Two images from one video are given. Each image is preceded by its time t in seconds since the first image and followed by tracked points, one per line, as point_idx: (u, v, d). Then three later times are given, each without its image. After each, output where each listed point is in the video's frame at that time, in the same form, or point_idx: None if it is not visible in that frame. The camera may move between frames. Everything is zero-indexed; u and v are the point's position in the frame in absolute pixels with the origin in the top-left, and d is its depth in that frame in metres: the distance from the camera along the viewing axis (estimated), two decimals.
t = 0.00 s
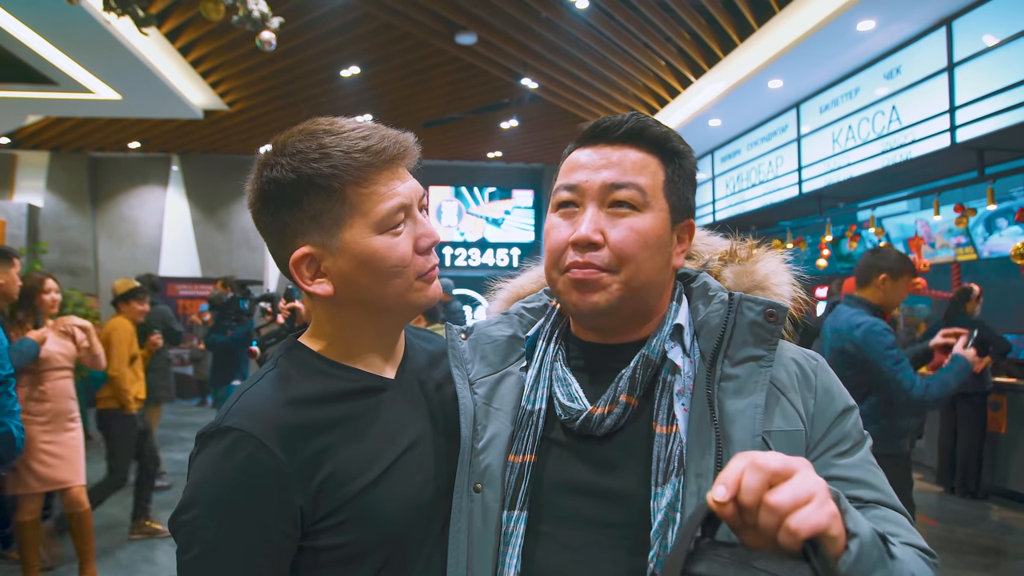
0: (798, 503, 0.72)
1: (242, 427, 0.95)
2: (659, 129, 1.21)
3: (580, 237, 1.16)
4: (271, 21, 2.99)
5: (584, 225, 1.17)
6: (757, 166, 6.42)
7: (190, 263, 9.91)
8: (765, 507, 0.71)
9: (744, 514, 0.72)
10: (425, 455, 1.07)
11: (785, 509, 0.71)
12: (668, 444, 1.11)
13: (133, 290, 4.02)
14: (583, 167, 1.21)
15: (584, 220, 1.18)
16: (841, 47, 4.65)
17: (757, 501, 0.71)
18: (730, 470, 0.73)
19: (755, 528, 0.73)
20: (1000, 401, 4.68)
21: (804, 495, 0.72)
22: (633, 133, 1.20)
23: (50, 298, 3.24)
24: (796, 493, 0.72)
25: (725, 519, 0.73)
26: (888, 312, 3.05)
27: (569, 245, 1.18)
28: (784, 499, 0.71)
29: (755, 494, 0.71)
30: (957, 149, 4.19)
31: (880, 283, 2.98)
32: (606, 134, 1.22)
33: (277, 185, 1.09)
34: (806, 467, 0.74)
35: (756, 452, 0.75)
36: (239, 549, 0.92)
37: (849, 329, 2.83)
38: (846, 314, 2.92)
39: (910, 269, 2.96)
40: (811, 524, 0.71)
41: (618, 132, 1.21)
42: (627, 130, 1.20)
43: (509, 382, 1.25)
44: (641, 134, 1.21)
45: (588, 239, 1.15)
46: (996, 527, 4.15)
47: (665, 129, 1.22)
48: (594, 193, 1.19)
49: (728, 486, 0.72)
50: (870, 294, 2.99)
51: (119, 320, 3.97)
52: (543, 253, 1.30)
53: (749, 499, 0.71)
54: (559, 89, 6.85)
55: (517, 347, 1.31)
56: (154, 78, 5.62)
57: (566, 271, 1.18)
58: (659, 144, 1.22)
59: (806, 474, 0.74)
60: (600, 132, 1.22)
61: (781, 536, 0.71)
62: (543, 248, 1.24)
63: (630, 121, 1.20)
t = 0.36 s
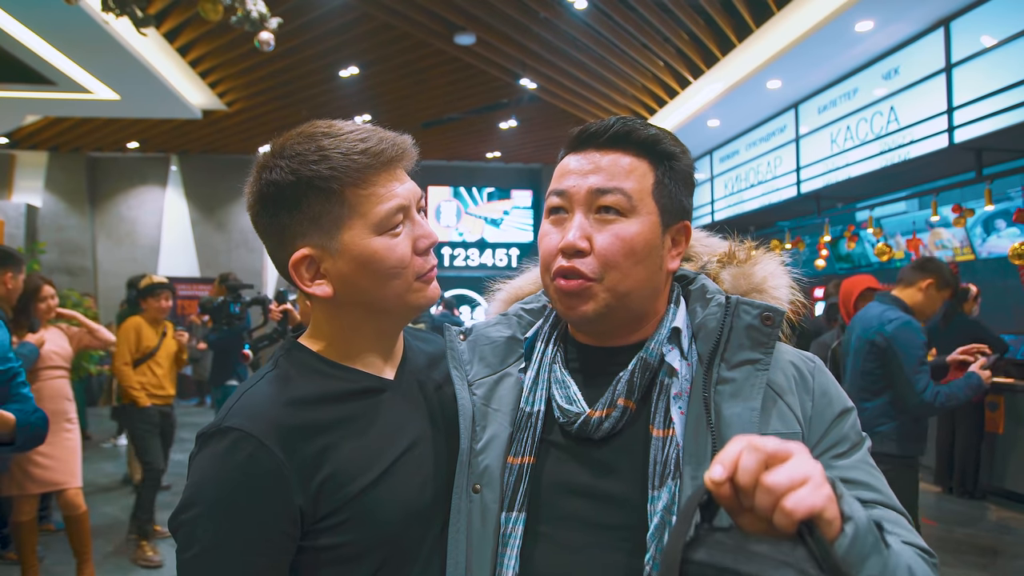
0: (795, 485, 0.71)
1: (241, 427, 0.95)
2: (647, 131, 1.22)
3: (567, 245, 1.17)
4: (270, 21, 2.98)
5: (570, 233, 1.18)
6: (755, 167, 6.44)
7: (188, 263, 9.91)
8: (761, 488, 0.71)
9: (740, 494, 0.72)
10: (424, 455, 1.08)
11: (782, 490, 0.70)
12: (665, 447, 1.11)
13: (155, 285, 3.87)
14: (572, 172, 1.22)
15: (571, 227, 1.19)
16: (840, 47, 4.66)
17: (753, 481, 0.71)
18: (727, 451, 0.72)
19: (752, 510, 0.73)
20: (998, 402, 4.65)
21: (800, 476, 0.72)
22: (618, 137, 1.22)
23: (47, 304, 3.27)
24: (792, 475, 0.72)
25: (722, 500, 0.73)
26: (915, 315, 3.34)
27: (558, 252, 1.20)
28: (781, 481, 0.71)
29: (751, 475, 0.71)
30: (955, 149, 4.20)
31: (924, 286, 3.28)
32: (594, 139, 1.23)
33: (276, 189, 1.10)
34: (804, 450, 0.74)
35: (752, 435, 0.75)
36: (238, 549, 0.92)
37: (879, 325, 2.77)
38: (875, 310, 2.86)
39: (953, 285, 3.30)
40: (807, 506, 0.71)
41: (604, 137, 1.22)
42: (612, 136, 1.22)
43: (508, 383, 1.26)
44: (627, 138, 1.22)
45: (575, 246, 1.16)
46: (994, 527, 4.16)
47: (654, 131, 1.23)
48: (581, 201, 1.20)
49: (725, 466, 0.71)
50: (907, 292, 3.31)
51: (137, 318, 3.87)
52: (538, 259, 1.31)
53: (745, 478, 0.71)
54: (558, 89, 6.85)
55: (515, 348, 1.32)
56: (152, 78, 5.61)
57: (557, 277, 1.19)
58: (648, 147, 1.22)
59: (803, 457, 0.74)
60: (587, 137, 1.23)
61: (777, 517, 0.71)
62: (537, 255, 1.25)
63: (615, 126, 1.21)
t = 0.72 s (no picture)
0: (803, 542, 0.71)
1: (245, 429, 0.95)
2: (660, 130, 1.22)
3: (579, 240, 1.17)
4: (270, 20, 2.97)
5: (582, 228, 1.18)
6: (755, 166, 6.45)
7: (188, 263, 9.91)
8: (769, 545, 0.71)
9: (746, 551, 0.71)
10: (427, 457, 1.08)
11: (790, 547, 0.70)
12: (671, 448, 1.12)
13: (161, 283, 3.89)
14: (585, 169, 1.23)
15: (582, 223, 1.19)
16: (840, 47, 4.66)
17: (759, 538, 0.71)
18: (733, 505, 0.73)
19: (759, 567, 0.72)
20: (997, 401, 4.65)
21: (809, 532, 0.72)
22: (632, 136, 1.22)
23: (47, 305, 3.36)
24: (800, 530, 0.71)
25: (728, 556, 0.73)
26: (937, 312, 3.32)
27: (568, 248, 1.20)
28: (788, 538, 0.70)
29: (757, 530, 0.71)
30: (954, 149, 4.21)
31: (950, 284, 3.25)
32: (607, 137, 1.24)
33: (277, 189, 1.10)
34: (811, 505, 0.74)
35: (758, 489, 0.75)
36: (241, 550, 0.92)
37: (903, 318, 2.86)
38: (899, 306, 2.95)
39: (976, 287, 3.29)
40: (816, 563, 0.70)
41: (618, 135, 1.22)
42: (626, 134, 1.22)
43: (513, 383, 1.26)
44: (641, 136, 1.22)
45: (586, 241, 1.16)
46: (993, 526, 4.18)
47: (667, 130, 1.23)
48: (594, 196, 1.20)
49: (730, 523, 0.72)
50: (934, 291, 3.29)
51: (139, 322, 3.86)
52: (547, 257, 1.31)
53: (752, 536, 0.71)
54: (558, 89, 6.86)
55: (521, 348, 1.32)
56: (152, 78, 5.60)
57: (566, 274, 1.20)
58: (661, 146, 1.23)
59: (810, 512, 0.74)
60: (601, 135, 1.24)
61: None
62: (546, 252, 1.25)
63: (629, 124, 1.21)
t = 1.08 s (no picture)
0: (812, 510, 0.69)
1: (246, 429, 0.95)
2: (653, 130, 1.22)
3: (577, 244, 1.17)
4: (270, 20, 2.96)
5: (580, 232, 1.18)
6: (754, 166, 6.45)
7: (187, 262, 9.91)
8: (778, 515, 0.69)
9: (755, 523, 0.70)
10: (428, 454, 1.08)
11: (799, 516, 0.68)
12: (675, 443, 1.12)
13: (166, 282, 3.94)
14: (579, 173, 1.23)
15: (580, 227, 1.19)
16: (840, 47, 4.66)
17: (768, 509, 0.69)
18: (739, 478, 0.71)
19: (769, 537, 0.71)
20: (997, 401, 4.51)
21: (817, 499, 0.70)
22: (625, 136, 1.22)
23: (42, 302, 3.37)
24: (807, 499, 0.69)
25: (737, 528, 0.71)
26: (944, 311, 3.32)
27: (567, 252, 1.20)
28: (797, 507, 0.69)
29: (765, 502, 0.69)
30: (954, 149, 4.22)
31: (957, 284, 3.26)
32: (601, 139, 1.23)
33: (282, 185, 1.10)
34: (819, 472, 0.72)
35: (765, 459, 0.73)
36: (243, 551, 0.92)
37: (910, 317, 2.87)
38: (906, 305, 2.97)
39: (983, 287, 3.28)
40: (826, 530, 0.68)
41: (612, 136, 1.22)
42: (619, 136, 1.22)
43: (514, 381, 1.26)
44: (634, 136, 1.21)
45: (585, 246, 1.16)
46: (993, 525, 4.18)
47: (660, 130, 1.23)
48: (590, 200, 1.20)
49: (738, 495, 0.70)
50: (941, 290, 3.31)
51: (142, 325, 3.84)
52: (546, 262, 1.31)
53: (760, 507, 0.69)
54: (558, 89, 6.86)
55: (521, 346, 1.32)
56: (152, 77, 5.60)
57: (567, 280, 1.20)
58: (655, 145, 1.22)
59: (818, 479, 0.72)
60: (594, 137, 1.23)
61: (796, 544, 0.69)
62: (545, 257, 1.25)
63: (622, 125, 1.21)
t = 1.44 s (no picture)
0: (803, 560, 0.70)
1: (246, 429, 0.95)
2: (607, 122, 1.23)
3: (556, 244, 1.17)
4: (270, 20, 2.96)
5: (558, 233, 1.18)
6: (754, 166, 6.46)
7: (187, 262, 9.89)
8: (770, 566, 0.70)
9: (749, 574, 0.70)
10: (429, 453, 1.07)
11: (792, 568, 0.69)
12: (677, 443, 1.12)
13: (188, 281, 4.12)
14: (548, 180, 1.24)
15: (557, 228, 1.19)
16: (839, 47, 4.66)
17: (761, 559, 0.70)
18: (732, 527, 0.72)
19: None
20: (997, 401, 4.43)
21: (809, 550, 0.71)
22: (582, 135, 1.23)
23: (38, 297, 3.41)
24: (800, 549, 0.71)
25: None
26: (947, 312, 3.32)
27: (550, 255, 1.20)
28: (790, 557, 0.70)
29: (759, 552, 0.70)
30: (954, 149, 4.22)
31: (957, 283, 3.26)
32: (562, 143, 1.25)
33: (283, 183, 1.10)
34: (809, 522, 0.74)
35: (757, 509, 0.74)
36: (243, 551, 0.92)
37: (912, 317, 2.87)
38: (908, 304, 2.96)
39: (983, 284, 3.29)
40: None
41: (569, 137, 1.24)
42: (576, 134, 1.23)
43: (515, 379, 1.26)
44: (589, 134, 1.23)
45: (563, 244, 1.16)
46: (994, 525, 4.18)
47: (614, 122, 1.24)
48: (562, 201, 1.21)
49: (731, 546, 0.71)
50: (942, 290, 3.30)
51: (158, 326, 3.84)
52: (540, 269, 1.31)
53: (753, 559, 0.70)
54: (558, 90, 6.86)
55: (522, 345, 1.32)
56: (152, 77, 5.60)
57: (555, 281, 1.20)
58: (614, 137, 1.23)
59: (809, 529, 0.73)
60: (553, 144, 1.26)
61: None
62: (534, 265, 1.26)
63: (575, 125, 1.23)
